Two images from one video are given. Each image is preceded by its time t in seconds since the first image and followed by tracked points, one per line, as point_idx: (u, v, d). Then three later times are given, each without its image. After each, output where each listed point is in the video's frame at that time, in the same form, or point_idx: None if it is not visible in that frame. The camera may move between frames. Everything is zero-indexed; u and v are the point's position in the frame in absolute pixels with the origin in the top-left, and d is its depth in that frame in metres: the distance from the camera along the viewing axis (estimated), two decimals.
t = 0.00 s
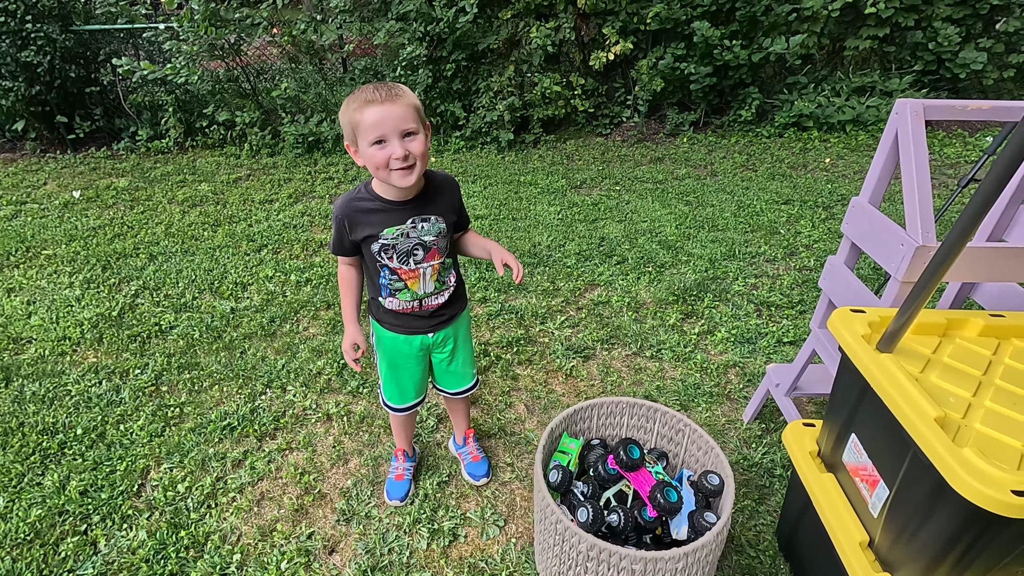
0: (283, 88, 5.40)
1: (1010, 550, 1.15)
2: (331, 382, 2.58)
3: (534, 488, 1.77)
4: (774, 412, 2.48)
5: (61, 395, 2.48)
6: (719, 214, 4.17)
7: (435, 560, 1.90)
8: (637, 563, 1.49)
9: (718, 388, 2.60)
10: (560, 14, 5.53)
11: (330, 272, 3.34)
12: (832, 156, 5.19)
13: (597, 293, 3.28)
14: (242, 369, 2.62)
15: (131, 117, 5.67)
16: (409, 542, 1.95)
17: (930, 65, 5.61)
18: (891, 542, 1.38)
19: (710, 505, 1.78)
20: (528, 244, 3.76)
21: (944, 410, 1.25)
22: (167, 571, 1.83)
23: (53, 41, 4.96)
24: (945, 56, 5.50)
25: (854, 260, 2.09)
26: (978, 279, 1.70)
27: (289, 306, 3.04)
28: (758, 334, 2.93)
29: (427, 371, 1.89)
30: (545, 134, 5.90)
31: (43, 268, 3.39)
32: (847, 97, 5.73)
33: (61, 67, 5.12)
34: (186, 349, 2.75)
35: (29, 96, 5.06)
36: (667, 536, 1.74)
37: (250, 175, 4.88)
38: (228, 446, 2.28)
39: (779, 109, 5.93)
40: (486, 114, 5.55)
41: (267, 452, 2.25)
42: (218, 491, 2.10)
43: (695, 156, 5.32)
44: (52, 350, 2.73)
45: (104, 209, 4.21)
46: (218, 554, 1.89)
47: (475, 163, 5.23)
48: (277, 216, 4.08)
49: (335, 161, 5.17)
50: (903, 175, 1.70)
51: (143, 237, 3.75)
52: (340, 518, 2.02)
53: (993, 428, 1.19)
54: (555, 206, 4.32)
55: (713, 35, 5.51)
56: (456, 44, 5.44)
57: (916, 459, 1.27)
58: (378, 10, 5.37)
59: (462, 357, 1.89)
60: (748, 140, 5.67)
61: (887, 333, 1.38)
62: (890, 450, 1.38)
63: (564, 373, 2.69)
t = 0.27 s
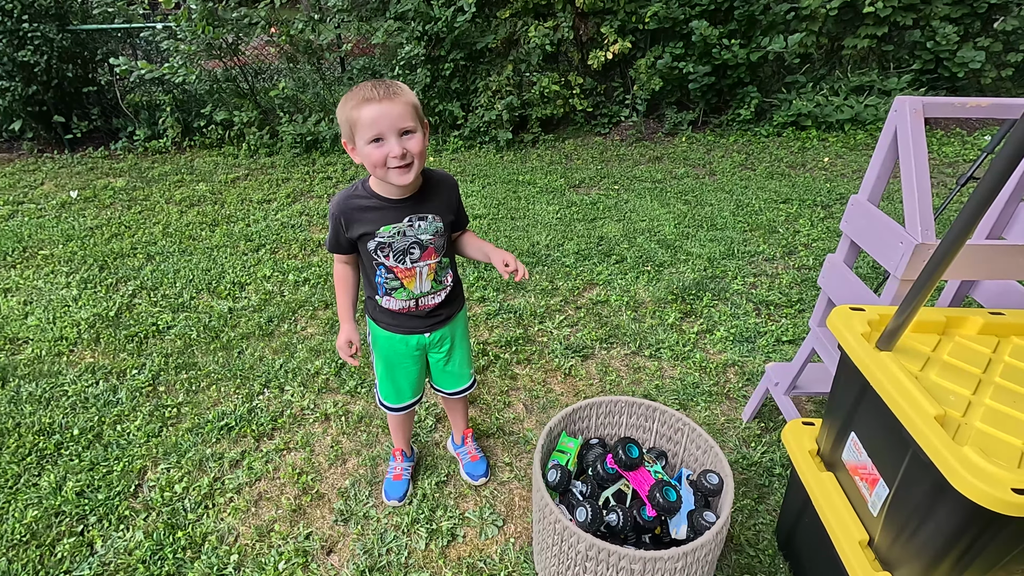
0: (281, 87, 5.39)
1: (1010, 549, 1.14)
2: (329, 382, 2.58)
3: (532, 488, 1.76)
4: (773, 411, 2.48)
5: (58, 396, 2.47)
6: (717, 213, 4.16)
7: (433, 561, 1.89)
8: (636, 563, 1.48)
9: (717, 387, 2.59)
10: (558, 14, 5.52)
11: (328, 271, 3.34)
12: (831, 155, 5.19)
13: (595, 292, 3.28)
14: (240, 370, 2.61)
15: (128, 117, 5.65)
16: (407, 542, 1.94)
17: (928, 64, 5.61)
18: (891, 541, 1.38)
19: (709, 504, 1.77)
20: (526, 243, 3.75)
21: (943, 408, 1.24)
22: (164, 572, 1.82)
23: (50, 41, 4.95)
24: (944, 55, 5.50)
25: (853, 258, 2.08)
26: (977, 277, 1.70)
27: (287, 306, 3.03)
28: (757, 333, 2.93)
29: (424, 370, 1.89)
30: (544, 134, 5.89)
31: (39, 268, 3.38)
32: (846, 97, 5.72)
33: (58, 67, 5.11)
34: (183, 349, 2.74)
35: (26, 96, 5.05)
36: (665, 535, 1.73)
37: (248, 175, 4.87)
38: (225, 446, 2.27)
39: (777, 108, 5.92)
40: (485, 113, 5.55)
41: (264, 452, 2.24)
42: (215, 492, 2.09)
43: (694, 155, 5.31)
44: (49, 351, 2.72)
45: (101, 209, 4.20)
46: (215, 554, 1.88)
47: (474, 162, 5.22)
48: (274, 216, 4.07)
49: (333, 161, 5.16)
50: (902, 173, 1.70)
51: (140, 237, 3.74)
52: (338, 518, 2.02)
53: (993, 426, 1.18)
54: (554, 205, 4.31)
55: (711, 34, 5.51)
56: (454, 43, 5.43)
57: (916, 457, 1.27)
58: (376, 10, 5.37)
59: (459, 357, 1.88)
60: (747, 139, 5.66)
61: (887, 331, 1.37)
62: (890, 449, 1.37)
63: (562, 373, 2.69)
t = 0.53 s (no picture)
0: (279, 87, 5.39)
1: (1010, 548, 1.14)
2: (328, 382, 2.57)
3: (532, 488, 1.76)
4: (772, 411, 2.48)
5: (56, 396, 2.47)
6: (716, 213, 4.16)
7: (433, 561, 1.89)
8: (636, 563, 1.48)
9: (716, 386, 2.59)
10: (557, 13, 5.52)
11: (327, 271, 3.33)
12: (829, 154, 5.19)
13: (595, 292, 3.28)
14: (239, 370, 2.61)
15: (126, 117, 5.64)
16: (407, 542, 1.94)
17: (927, 63, 5.61)
18: (890, 540, 1.38)
19: (708, 504, 1.77)
20: (525, 243, 3.75)
21: (943, 407, 1.24)
22: (163, 573, 1.82)
23: (48, 41, 4.94)
24: (942, 54, 5.50)
25: (852, 257, 2.08)
26: (976, 276, 1.69)
27: (286, 307, 3.03)
28: (756, 332, 2.93)
29: (423, 370, 1.88)
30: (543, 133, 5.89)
31: (38, 269, 3.37)
32: (844, 96, 5.72)
33: (56, 67, 5.11)
34: (182, 350, 2.74)
35: (24, 96, 5.04)
36: (665, 535, 1.73)
37: (246, 175, 4.86)
38: (224, 447, 2.26)
39: (775, 108, 5.92)
40: (484, 113, 5.54)
41: (263, 453, 2.24)
42: (214, 493, 2.09)
43: (693, 155, 5.31)
44: (47, 351, 2.71)
45: (100, 210, 4.19)
46: (214, 555, 1.88)
47: (472, 162, 5.21)
48: (273, 216, 4.06)
49: (332, 161, 5.15)
50: (901, 172, 1.70)
51: (138, 237, 3.74)
52: (337, 518, 2.01)
53: (993, 425, 1.18)
54: (553, 205, 4.31)
55: (709, 34, 5.51)
56: (453, 43, 5.42)
57: (916, 456, 1.27)
58: (374, 9, 5.36)
59: (457, 356, 1.88)
60: (746, 139, 5.66)
61: (886, 330, 1.37)
62: (889, 448, 1.37)
63: (561, 372, 2.68)
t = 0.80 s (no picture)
0: (278, 87, 5.39)
1: (1005, 544, 1.15)
2: (326, 382, 2.57)
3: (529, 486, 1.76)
4: (770, 409, 2.48)
5: (54, 396, 2.46)
6: (714, 212, 4.17)
7: (430, 559, 1.89)
8: (633, 561, 1.48)
9: (714, 385, 2.60)
10: (555, 13, 5.51)
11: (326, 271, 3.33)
12: (827, 153, 5.20)
13: (593, 291, 3.28)
14: (236, 369, 2.61)
15: (124, 117, 5.64)
16: (404, 541, 1.94)
17: (924, 63, 5.62)
18: (887, 537, 1.38)
19: (705, 501, 1.77)
20: (523, 242, 3.75)
21: (939, 404, 1.24)
22: (160, 572, 1.82)
23: (45, 41, 4.94)
24: (940, 53, 5.51)
25: (849, 255, 2.09)
26: (973, 274, 1.70)
27: (284, 306, 3.03)
28: (754, 330, 2.93)
29: (419, 367, 1.88)
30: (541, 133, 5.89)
31: (35, 268, 3.37)
32: (842, 95, 5.73)
33: (54, 67, 5.10)
34: (180, 349, 2.74)
35: (21, 96, 5.04)
36: (663, 532, 1.73)
37: (245, 175, 4.86)
38: (222, 446, 2.26)
39: (773, 108, 5.93)
40: (482, 113, 5.54)
41: (261, 452, 2.24)
42: (211, 492, 2.09)
43: (691, 154, 5.31)
44: (45, 351, 2.71)
45: (98, 209, 4.19)
46: (212, 554, 1.88)
47: (471, 162, 5.21)
48: (271, 216, 4.06)
49: (330, 161, 5.15)
50: (897, 169, 1.70)
51: (136, 237, 3.74)
52: (335, 517, 2.01)
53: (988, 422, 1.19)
54: (551, 204, 4.31)
55: (707, 33, 5.51)
56: (451, 43, 5.42)
57: (912, 453, 1.27)
58: (372, 9, 5.36)
59: (453, 354, 1.88)
60: (744, 138, 5.67)
61: (883, 327, 1.38)
62: (885, 445, 1.37)
63: (560, 371, 2.69)
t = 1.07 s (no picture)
0: (277, 87, 5.38)
1: (1008, 540, 1.14)
2: (326, 381, 2.57)
3: (530, 484, 1.76)
4: (770, 407, 2.48)
5: (52, 395, 2.46)
6: (714, 211, 4.17)
7: (431, 558, 1.89)
8: (634, 559, 1.48)
9: (714, 383, 2.59)
10: (555, 12, 5.51)
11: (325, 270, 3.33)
12: (827, 153, 5.20)
13: (592, 290, 3.28)
14: (236, 369, 2.60)
15: (123, 117, 5.63)
16: (405, 540, 1.94)
17: (923, 62, 5.62)
18: (888, 534, 1.38)
19: (706, 499, 1.77)
20: (523, 241, 3.74)
21: (940, 400, 1.24)
22: (160, 571, 1.81)
23: (43, 40, 4.93)
24: (939, 52, 5.51)
25: (849, 253, 2.08)
26: (974, 271, 1.69)
27: (283, 305, 3.02)
28: (754, 329, 2.93)
29: (418, 366, 1.88)
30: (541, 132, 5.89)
31: (34, 268, 3.36)
32: (842, 95, 5.73)
33: (52, 67, 5.09)
34: (179, 349, 2.73)
35: (19, 96, 5.03)
36: (663, 530, 1.73)
37: (244, 175, 4.85)
38: (221, 445, 2.26)
39: (773, 107, 5.92)
40: (481, 112, 5.54)
41: (260, 451, 2.24)
42: (211, 491, 2.08)
43: (690, 154, 5.31)
44: (44, 351, 2.70)
45: (96, 209, 4.18)
46: (212, 553, 1.87)
47: (470, 161, 5.21)
48: (271, 215, 4.06)
49: (330, 161, 5.14)
50: (898, 166, 1.70)
51: (135, 237, 3.73)
52: (335, 516, 2.01)
53: (989, 418, 1.19)
54: (551, 204, 4.30)
55: (707, 33, 5.51)
56: (450, 42, 5.41)
57: (913, 450, 1.27)
58: (371, 8, 5.35)
59: (453, 353, 1.88)
60: (744, 137, 5.67)
61: (884, 324, 1.37)
62: (887, 443, 1.37)
63: (560, 370, 2.68)
